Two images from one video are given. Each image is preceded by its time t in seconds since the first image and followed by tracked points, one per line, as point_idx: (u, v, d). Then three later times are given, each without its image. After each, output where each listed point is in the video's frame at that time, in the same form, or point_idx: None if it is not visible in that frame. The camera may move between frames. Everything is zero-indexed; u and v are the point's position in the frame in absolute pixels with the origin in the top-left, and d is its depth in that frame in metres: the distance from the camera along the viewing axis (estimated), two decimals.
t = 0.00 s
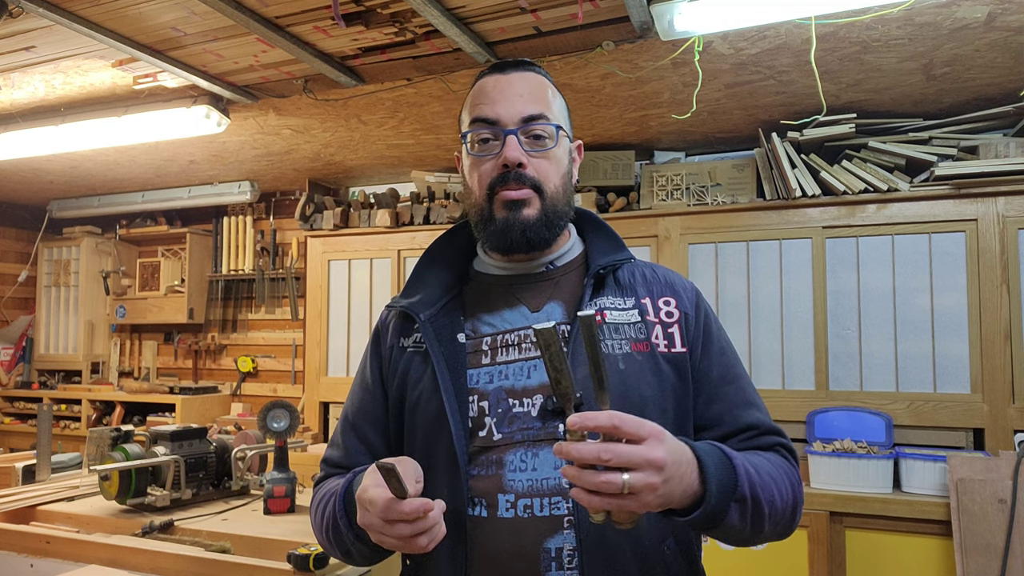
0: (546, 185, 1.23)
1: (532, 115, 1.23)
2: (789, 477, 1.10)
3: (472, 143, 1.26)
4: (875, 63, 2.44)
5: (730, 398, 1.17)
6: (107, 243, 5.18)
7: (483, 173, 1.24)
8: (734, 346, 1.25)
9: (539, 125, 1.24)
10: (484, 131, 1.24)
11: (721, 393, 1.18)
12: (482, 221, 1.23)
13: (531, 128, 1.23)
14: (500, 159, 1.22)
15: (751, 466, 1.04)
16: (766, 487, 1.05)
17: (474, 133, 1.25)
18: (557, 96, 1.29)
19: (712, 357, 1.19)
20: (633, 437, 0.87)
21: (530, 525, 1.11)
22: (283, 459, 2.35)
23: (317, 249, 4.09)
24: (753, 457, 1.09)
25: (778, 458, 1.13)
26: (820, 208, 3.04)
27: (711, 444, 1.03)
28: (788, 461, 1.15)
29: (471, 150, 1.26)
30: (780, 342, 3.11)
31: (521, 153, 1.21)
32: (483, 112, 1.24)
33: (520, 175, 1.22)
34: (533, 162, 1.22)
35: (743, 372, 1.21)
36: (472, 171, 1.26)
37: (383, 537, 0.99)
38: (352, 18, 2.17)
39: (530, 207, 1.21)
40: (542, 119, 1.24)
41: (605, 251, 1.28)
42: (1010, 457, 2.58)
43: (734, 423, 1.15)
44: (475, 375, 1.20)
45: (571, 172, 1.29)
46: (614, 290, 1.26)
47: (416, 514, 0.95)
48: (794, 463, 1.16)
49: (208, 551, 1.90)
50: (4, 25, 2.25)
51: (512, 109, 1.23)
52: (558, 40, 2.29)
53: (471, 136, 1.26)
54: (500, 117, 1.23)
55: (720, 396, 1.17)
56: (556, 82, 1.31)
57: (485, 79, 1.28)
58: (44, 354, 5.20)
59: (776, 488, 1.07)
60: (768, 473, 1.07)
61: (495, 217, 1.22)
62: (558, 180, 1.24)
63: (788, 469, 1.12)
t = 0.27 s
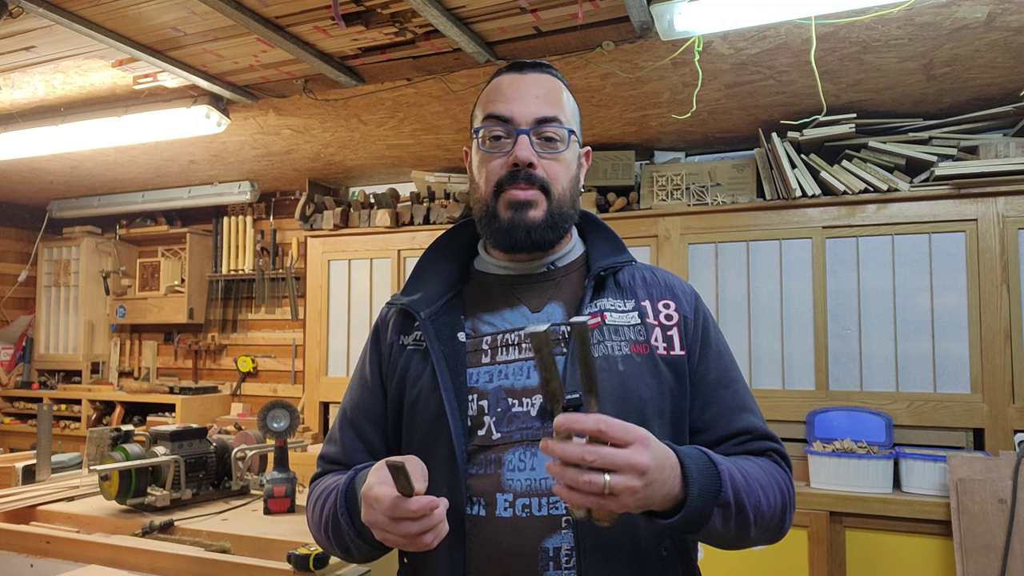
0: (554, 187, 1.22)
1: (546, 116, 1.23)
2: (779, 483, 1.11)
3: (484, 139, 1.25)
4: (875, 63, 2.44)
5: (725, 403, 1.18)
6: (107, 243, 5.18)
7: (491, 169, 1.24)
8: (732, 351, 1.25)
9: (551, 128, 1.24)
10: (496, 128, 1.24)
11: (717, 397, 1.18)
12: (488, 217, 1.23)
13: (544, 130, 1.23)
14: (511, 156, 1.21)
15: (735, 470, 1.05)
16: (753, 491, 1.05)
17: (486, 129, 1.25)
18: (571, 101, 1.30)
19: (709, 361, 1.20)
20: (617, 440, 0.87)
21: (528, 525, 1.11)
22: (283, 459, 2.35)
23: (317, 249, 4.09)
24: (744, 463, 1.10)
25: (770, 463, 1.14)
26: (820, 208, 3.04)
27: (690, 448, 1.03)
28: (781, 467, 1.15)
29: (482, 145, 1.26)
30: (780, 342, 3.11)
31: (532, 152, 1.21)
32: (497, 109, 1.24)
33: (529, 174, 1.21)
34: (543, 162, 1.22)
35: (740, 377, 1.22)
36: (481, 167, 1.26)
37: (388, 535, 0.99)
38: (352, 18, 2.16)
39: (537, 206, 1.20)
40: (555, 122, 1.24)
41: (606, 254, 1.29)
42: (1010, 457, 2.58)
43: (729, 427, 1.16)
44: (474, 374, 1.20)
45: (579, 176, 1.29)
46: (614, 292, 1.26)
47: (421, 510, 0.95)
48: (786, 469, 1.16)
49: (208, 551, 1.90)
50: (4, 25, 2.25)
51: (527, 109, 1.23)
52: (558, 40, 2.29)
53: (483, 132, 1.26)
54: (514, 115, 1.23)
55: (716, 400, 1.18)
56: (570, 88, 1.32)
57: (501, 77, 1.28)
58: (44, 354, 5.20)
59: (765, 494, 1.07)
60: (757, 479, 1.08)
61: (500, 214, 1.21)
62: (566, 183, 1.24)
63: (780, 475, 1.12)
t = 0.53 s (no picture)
0: (557, 197, 1.23)
1: (553, 124, 1.23)
2: (771, 492, 1.11)
3: (490, 142, 1.25)
4: (875, 63, 2.44)
5: (723, 408, 1.18)
6: (107, 243, 5.18)
7: (496, 175, 1.24)
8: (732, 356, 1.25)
9: (557, 136, 1.24)
10: (503, 134, 1.24)
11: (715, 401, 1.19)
12: (490, 223, 1.23)
13: (550, 138, 1.23)
14: (515, 164, 1.22)
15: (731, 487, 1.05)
16: (747, 506, 1.06)
17: (492, 133, 1.25)
18: (579, 105, 1.29)
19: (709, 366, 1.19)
20: (663, 485, 0.91)
21: (526, 527, 1.11)
22: (283, 459, 2.35)
23: (317, 249, 4.09)
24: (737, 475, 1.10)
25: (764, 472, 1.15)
26: (820, 209, 3.04)
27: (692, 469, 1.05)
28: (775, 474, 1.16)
29: (487, 149, 1.26)
30: (780, 342, 3.11)
31: (537, 161, 1.21)
32: (504, 114, 1.23)
33: (533, 183, 1.22)
34: (547, 172, 1.22)
35: (739, 382, 1.22)
36: (485, 171, 1.26)
37: (397, 539, 0.99)
38: (352, 18, 2.16)
39: (538, 216, 1.21)
40: (562, 130, 1.24)
41: (608, 256, 1.29)
42: (1010, 457, 2.58)
43: (727, 433, 1.17)
44: (475, 376, 1.20)
45: (583, 184, 1.29)
46: (616, 294, 1.25)
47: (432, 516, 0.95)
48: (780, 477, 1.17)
49: (208, 551, 1.90)
50: (4, 25, 2.25)
51: (534, 115, 1.23)
52: (558, 40, 2.29)
53: (489, 135, 1.25)
54: (521, 121, 1.23)
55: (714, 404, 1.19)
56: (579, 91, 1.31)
57: (510, 79, 1.27)
58: (44, 354, 5.20)
59: (757, 506, 1.08)
60: (750, 492, 1.08)
61: (502, 222, 1.22)
62: (569, 193, 1.25)
63: (773, 483, 1.13)
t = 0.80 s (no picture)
0: (565, 205, 1.22)
1: (565, 132, 1.22)
2: (765, 506, 1.12)
3: (499, 146, 1.24)
4: (875, 63, 2.44)
5: (722, 416, 1.19)
6: (107, 243, 5.18)
7: (504, 181, 1.22)
8: (733, 364, 1.26)
9: (568, 143, 1.22)
10: (513, 139, 1.22)
11: (716, 407, 1.19)
12: (497, 228, 1.23)
13: (560, 145, 1.21)
14: (525, 171, 1.20)
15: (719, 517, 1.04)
16: (738, 532, 1.06)
17: (502, 137, 1.23)
18: (592, 111, 1.27)
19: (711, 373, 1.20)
20: (643, 559, 0.92)
21: (527, 529, 1.11)
22: (283, 459, 2.35)
23: (317, 249, 4.09)
24: (730, 494, 1.10)
25: (760, 484, 1.15)
26: (820, 209, 3.04)
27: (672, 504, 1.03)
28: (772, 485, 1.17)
29: (496, 152, 1.24)
30: (780, 342, 3.11)
31: (547, 169, 1.20)
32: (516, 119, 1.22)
33: (541, 191, 1.20)
34: (556, 180, 1.21)
35: (740, 389, 1.23)
36: (494, 175, 1.25)
37: (405, 552, 0.99)
38: (352, 18, 2.16)
39: (545, 224, 1.20)
40: (573, 138, 1.22)
41: (612, 259, 1.28)
42: (1010, 457, 2.58)
43: (726, 440, 1.17)
44: (478, 376, 1.20)
45: (591, 191, 1.28)
46: (621, 297, 1.25)
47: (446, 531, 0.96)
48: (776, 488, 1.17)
49: (208, 551, 1.90)
50: (4, 25, 2.25)
51: (545, 122, 1.21)
52: (558, 40, 2.29)
53: (498, 139, 1.24)
54: (531, 127, 1.21)
55: (715, 410, 1.19)
56: (592, 96, 1.29)
57: (523, 82, 1.25)
58: (44, 354, 5.20)
59: (749, 526, 1.08)
60: (742, 513, 1.08)
61: (508, 228, 1.21)
62: (577, 201, 1.24)
63: (769, 496, 1.14)
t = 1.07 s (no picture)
0: (568, 197, 1.22)
1: (571, 126, 1.22)
2: (765, 503, 1.12)
3: (505, 135, 1.24)
4: (876, 63, 2.44)
5: (723, 413, 1.19)
6: (107, 243, 5.18)
7: (508, 170, 1.22)
8: (733, 361, 1.26)
9: (573, 136, 1.22)
10: (519, 129, 1.22)
11: (716, 405, 1.19)
12: (500, 217, 1.23)
13: (566, 138, 1.22)
14: (530, 161, 1.20)
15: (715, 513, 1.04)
16: (736, 526, 1.06)
17: (509, 126, 1.23)
18: (598, 108, 1.28)
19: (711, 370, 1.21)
20: (618, 532, 0.90)
21: (529, 528, 1.11)
22: (283, 459, 2.35)
23: (317, 249, 4.09)
24: (729, 491, 1.10)
25: (760, 480, 1.15)
26: (820, 208, 3.04)
27: (669, 496, 1.03)
28: (772, 482, 1.17)
29: (501, 142, 1.24)
30: (780, 342, 3.11)
31: (552, 160, 1.20)
32: (523, 110, 1.22)
33: (545, 182, 1.21)
34: (560, 173, 1.21)
35: (739, 386, 1.23)
36: (498, 164, 1.24)
37: (399, 531, 0.97)
38: (352, 18, 2.16)
39: (547, 215, 1.20)
40: (578, 132, 1.23)
41: (610, 257, 1.29)
42: (1010, 457, 2.58)
43: (726, 437, 1.18)
44: (479, 375, 1.20)
45: (593, 187, 1.29)
46: (620, 295, 1.26)
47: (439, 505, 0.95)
48: (777, 485, 1.17)
49: (208, 551, 1.90)
50: (4, 25, 2.25)
51: (552, 114, 1.21)
52: (558, 40, 2.29)
53: (505, 128, 1.24)
54: (538, 118, 1.22)
55: (715, 408, 1.19)
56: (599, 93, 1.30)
57: (531, 75, 1.25)
58: (44, 354, 5.19)
59: (749, 522, 1.08)
60: (741, 509, 1.08)
61: (510, 217, 1.21)
62: (580, 195, 1.24)
63: (769, 492, 1.14)
